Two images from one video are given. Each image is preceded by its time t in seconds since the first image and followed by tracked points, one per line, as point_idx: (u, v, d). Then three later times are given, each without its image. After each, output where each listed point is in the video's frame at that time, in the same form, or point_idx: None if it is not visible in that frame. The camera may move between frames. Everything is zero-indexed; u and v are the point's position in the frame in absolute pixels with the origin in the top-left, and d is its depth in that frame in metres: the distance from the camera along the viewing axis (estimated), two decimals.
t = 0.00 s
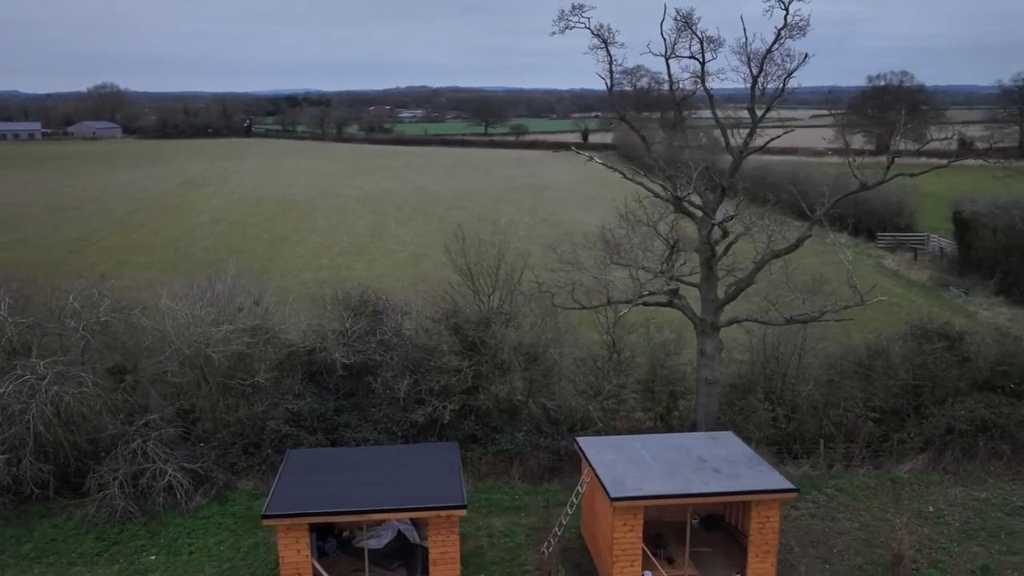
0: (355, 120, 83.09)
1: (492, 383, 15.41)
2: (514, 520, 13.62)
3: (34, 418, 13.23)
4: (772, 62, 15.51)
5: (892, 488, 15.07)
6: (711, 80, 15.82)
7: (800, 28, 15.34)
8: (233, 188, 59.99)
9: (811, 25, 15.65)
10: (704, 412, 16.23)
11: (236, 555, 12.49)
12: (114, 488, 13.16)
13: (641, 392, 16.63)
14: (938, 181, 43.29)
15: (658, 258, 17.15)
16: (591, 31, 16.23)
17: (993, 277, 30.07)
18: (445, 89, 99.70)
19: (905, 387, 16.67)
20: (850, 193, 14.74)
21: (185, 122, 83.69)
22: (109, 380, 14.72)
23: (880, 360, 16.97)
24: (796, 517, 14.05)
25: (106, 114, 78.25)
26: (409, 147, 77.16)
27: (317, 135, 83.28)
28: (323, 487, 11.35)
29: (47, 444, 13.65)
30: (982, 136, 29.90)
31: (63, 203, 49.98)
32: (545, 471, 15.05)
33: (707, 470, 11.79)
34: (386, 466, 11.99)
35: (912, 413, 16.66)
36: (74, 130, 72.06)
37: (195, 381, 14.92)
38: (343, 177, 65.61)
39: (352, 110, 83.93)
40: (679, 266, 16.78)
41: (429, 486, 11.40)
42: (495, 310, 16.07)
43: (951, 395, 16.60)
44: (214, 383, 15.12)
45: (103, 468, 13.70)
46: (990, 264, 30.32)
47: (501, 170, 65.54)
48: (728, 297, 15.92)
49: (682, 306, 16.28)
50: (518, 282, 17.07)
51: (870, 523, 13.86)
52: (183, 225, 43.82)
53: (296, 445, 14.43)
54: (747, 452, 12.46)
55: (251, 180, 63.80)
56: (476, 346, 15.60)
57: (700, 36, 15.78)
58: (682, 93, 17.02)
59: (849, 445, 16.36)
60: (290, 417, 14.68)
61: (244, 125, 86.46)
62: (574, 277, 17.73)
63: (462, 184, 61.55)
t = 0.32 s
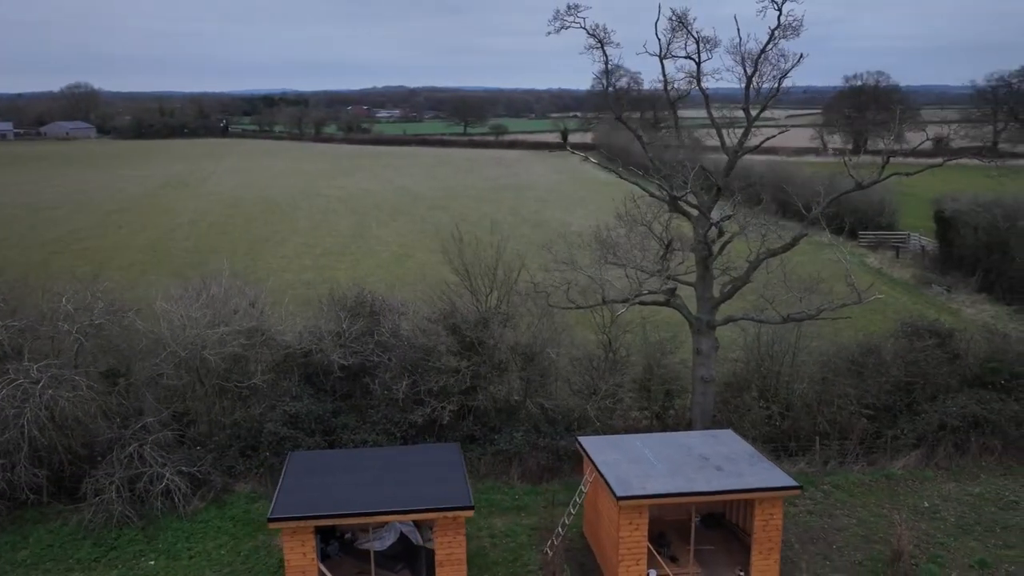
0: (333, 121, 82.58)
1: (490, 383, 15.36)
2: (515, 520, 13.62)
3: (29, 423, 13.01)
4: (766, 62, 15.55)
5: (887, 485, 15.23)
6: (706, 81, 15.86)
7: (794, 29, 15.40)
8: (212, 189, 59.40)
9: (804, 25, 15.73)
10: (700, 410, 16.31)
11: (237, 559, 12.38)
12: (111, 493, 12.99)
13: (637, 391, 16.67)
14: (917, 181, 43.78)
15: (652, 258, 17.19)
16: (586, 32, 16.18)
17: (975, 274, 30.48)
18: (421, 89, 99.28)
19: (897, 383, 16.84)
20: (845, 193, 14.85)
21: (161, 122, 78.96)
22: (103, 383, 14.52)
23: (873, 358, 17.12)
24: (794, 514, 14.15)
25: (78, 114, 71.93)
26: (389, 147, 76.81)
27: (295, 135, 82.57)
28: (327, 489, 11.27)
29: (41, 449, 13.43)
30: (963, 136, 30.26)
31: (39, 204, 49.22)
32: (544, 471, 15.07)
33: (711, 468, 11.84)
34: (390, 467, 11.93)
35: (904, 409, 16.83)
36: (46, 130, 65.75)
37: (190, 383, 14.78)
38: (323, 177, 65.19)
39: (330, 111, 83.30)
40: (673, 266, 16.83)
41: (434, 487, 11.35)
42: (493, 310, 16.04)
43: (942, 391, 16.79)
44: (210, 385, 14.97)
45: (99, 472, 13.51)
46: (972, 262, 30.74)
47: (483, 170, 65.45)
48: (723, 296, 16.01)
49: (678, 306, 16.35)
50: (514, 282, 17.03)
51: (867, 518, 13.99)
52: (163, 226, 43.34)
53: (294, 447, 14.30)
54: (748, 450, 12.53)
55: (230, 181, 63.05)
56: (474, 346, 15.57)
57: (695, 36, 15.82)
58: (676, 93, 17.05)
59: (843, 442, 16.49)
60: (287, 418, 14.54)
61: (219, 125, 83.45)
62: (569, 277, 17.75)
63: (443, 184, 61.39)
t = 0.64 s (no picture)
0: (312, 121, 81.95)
1: (489, 384, 15.34)
2: (518, 520, 13.60)
3: (25, 428, 12.79)
4: (762, 62, 15.67)
5: (883, 481, 15.37)
6: (703, 80, 15.94)
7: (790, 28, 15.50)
8: (192, 189, 58.74)
9: (798, 25, 15.85)
10: (697, 409, 16.37)
11: (240, 563, 12.25)
12: (110, 498, 12.81)
13: (635, 390, 16.72)
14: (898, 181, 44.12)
15: (648, 257, 17.24)
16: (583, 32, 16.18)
17: (958, 271, 30.91)
18: (398, 88, 98.80)
19: (891, 380, 16.99)
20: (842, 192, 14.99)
21: (137, 122, 75.04)
22: (98, 387, 14.32)
23: (866, 355, 17.28)
24: (795, 511, 14.24)
25: (51, 113, 68.45)
26: (368, 147, 76.26)
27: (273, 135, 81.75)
28: (333, 492, 11.18)
29: (36, 454, 13.21)
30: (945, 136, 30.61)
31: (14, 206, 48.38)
32: (544, 471, 15.07)
33: (716, 466, 11.90)
34: (396, 469, 11.88)
35: (898, 406, 16.98)
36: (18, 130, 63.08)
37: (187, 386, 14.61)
38: (304, 177, 64.73)
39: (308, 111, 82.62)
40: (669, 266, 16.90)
41: (440, 488, 11.29)
42: (491, 310, 16.02)
43: (935, 388, 16.95)
44: (207, 388, 14.84)
45: (96, 477, 13.32)
46: (955, 260, 31.19)
47: (465, 169, 65.32)
48: (719, 296, 16.11)
49: (676, 305, 16.41)
50: (512, 282, 17.01)
51: (866, 514, 14.11)
52: (143, 227, 42.78)
53: (294, 450, 14.19)
54: (751, 448, 12.59)
55: (209, 181, 62.31)
56: (473, 347, 15.55)
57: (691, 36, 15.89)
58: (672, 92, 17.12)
59: (839, 438, 16.63)
60: (287, 421, 14.44)
61: (196, 123, 80.59)
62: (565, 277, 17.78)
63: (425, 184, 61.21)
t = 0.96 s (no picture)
0: (290, 120, 81.24)
1: (490, 384, 15.32)
2: (521, 520, 13.60)
3: (23, 433, 12.60)
4: (758, 63, 15.80)
5: (880, 477, 15.51)
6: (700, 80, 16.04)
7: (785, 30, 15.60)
8: (170, 188, 57.96)
9: (794, 25, 15.99)
10: (695, 407, 16.44)
11: (244, 567, 12.13)
12: (110, 503, 12.65)
13: (631, 389, 16.77)
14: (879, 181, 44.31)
15: (644, 256, 17.27)
16: (580, 32, 16.16)
17: (941, 269, 31.25)
18: (376, 88, 98.23)
19: (885, 378, 17.17)
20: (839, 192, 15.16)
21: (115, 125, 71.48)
22: (95, 391, 14.14)
23: (860, 353, 17.44)
24: (794, 508, 14.34)
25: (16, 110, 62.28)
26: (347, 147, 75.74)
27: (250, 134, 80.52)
28: (341, 495, 11.10)
29: (33, 459, 13.01)
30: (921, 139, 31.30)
31: None
32: (545, 471, 15.07)
33: (722, 465, 11.96)
34: (403, 471, 11.82)
35: (893, 403, 17.14)
36: None
37: (185, 390, 14.48)
38: (284, 176, 64.14)
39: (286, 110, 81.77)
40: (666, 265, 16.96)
41: (448, 490, 11.25)
42: (490, 310, 16.00)
43: (928, 385, 17.10)
44: (205, 391, 14.68)
45: (94, 482, 13.14)
46: (937, 258, 31.59)
47: (446, 169, 65.13)
48: (717, 295, 16.19)
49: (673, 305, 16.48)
50: (509, 283, 16.98)
51: (865, 511, 14.24)
52: (123, 228, 42.18)
53: (295, 453, 14.10)
54: (754, 447, 12.67)
55: (188, 181, 61.50)
56: (473, 347, 15.55)
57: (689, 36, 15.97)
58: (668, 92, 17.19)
59: (835, 436, 16.77)
60: (287, 424, 14.34)
61: (173, 124, 75.79)
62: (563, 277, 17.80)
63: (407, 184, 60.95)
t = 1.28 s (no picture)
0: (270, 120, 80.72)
1: (491, 385, 15.29)
2: (525, 521, 13.59)
3: (21, 438, 12.41)
4: (756, 63, 15.90)
5: (877, 474, 15.65)
6: (699, 80, 16.10)
7: (783, 31, 15.65)
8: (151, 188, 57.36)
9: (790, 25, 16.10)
10: (694, 406, 16.52)
11: (249, 571, 12.01)
12: (111, 508, 12.47)
13: (631, 389, 16.81)
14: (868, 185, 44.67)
15: (642, 257, 17.34)
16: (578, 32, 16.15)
17: (924, 268, 31.59)
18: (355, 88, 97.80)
19: (880, 375, 17.36)
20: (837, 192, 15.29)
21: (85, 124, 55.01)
22: (93, 395, 13.96)
23: (855, 351, 17.62)
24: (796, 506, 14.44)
25: None
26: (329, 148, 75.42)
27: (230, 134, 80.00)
28: (351, 498, 11.02)
29: (32, 465, 12.81)
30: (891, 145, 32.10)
31: None
32: (547, 472, 15.05)
33: (728, 464, 12.03)
34: (410, 473, 11.76)
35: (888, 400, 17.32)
36: None
37: (185, 393, 14.33)
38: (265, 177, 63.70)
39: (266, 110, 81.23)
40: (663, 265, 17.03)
41: (458, 491, 11.20)
42: (491, 310, 15.99)
43: (922, 382, 17.32)
44: (205, 394, 14.55)
45: (94, 488, 12.95)
46: (920, 257, 31.97)
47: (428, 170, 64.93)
48: (716, 294, 16.27)
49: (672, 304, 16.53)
50: (509, 284, 16.98)
51: (865, 507, 14.37)
52: (105, 227, 41.66)
53: (296, 455, 14.00)
54: (759, 445, 12.75)
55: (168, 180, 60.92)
56: (474, 348, 15.49)
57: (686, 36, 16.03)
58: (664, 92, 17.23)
59: (832, 433, 16.91)
60: (288, 426, 14.24)
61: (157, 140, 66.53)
62: (560, 277, 17.81)
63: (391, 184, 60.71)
